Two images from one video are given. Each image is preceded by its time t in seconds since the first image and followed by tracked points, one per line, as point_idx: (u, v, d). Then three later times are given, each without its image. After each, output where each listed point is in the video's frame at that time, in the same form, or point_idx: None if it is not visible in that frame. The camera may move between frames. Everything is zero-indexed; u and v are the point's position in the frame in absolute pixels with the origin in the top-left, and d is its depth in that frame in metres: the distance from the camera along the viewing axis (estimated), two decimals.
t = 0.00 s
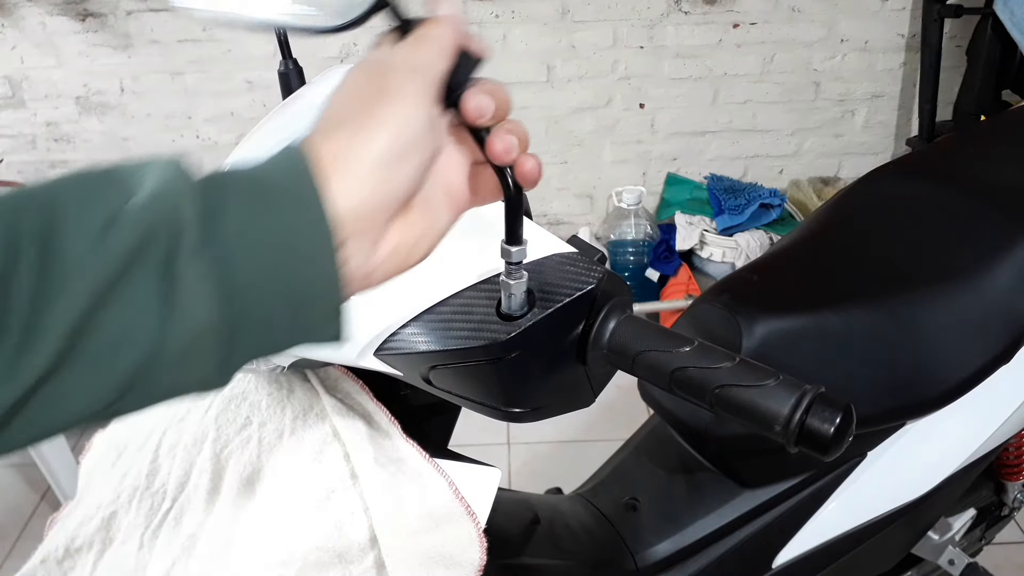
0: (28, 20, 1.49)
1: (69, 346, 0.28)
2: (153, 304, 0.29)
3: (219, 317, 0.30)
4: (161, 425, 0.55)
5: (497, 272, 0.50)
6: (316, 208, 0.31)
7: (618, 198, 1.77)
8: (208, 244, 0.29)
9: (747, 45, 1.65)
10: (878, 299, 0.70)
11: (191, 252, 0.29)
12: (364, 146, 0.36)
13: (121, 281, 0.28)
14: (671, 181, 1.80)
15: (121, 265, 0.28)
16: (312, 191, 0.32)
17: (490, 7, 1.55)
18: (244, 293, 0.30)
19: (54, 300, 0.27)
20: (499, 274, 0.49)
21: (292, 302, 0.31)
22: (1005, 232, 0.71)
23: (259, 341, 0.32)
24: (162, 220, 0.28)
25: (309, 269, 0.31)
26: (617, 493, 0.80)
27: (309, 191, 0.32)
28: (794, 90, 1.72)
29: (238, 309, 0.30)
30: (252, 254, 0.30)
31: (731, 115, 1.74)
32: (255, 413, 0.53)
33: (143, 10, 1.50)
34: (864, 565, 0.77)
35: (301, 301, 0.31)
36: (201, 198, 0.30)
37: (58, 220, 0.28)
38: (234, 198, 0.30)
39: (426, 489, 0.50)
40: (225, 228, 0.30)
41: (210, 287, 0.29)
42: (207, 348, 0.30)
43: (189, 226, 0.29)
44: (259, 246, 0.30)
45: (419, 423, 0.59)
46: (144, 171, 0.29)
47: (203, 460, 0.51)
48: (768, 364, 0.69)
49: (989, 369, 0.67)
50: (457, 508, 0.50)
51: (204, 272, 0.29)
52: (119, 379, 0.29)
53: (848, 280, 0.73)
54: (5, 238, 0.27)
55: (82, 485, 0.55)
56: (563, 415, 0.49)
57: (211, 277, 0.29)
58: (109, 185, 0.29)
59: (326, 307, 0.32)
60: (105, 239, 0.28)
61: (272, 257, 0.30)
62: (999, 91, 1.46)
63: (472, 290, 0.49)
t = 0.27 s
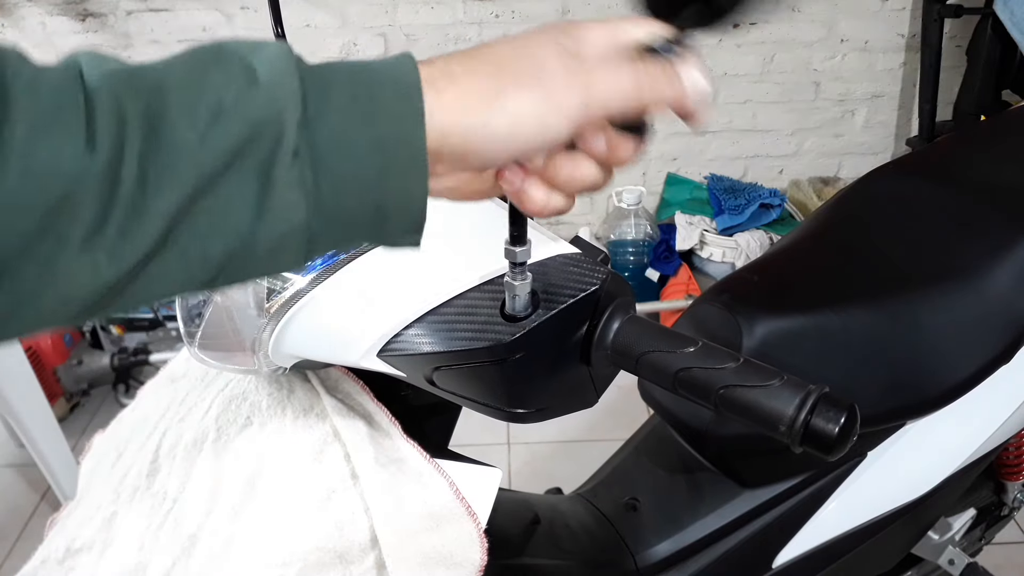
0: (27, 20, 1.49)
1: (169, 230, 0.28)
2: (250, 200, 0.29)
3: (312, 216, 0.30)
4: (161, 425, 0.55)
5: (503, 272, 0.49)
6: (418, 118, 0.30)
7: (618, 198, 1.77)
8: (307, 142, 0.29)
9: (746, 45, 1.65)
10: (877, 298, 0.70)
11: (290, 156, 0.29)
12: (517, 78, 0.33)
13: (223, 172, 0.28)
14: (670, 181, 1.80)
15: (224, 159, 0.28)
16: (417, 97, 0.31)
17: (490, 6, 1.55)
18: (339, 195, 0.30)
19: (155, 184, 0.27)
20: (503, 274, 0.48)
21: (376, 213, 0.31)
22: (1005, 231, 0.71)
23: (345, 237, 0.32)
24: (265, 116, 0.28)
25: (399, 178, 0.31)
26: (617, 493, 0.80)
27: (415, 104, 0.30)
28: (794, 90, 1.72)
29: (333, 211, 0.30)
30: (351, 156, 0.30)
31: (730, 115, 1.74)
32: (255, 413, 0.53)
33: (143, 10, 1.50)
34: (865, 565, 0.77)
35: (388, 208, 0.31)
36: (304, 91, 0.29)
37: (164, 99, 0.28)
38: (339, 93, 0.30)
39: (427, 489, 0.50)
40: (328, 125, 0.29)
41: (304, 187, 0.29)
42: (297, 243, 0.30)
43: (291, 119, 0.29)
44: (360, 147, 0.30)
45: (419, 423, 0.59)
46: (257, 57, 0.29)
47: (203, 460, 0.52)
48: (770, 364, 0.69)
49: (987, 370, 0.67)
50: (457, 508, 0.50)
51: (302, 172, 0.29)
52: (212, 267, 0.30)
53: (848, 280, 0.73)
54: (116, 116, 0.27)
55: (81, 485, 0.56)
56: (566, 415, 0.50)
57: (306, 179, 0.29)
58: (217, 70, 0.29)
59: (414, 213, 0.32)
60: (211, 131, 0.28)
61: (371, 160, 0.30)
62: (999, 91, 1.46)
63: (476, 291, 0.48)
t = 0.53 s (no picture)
0: (28, 20, 1.49)
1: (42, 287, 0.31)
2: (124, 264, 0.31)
3: (180, 290, 0.31)
4: (161, 425, 0.55)
5: (501, 273, 0.50)
6: (287, 194, 0.31)
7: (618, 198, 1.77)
8: (175, 222, 0.30)
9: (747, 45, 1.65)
10: (878, 298, 0.70)
11: (158, 235, 0.30)
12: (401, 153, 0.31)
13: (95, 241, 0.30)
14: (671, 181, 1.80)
15: (94, 234, 0.30)
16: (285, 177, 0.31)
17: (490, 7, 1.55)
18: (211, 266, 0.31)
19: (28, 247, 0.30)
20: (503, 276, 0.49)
21: (249, 287, 0.32)
22: (1005, 232, 0.71)
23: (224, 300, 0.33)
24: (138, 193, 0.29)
25: (264, 254, 0.31)
26: (617, 493, 0.80)
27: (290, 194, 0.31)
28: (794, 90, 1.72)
29: (200, 284, 0.32)
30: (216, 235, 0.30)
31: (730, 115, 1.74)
32: (255, 414, 0.53)
33: (143, 10, 1.50)
34: (864, 565, 0.77)
35: (259, 282, 0.32)
36: (180, 172, 0.30)
37: (36, 173, 0.30)
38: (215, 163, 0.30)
39: (427, 489, 0.50)
40: (196, 209, 0.30)
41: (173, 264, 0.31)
42: (169, 305, 0.32)
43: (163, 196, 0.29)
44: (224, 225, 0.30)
45: (419, 423, 0.59)
46: (140, 124, 0.30)
47: (202, 460, 0.52)
48: (768, 365, 0.69)
49: (987, 370, 0.67)
50: (457, 508, 0.49)
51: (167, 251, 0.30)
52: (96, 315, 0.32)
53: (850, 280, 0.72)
54: None
55: (81, 485, 0.56)
56: (565, 416, 0.49)
57: (176, 256, 0.31)
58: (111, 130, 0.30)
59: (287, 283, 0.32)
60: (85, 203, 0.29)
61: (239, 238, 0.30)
62: (999, 91, 1.46)
63: (476, 292, 0.49)
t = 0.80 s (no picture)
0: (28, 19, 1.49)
1: None
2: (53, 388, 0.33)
3: (110, 405, 0.35)
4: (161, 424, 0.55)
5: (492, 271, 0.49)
6: (219, 302, 0.36)
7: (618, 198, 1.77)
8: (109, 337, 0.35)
9: (747, 45, 1.65)
10: (877, 298, 0.70)
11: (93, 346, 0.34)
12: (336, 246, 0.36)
13: (11, 374, 0.32)
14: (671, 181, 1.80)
15: (18, 357, 0.32)
16: (214, 295, 0.37)
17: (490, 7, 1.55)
18: (133, 380, 0.36)
19: None
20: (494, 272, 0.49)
21: (187, 391, 0.36)
22: (1005, 232, 0.71)
23: (156, 429, 0.37)
24: (67, 315, 0.34)
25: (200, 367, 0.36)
26: (617, 493, 0.80)
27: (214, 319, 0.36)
28: (794, 90, 1.72)
29: (127, 395, 0.36)
30: (151, 347, 0.36)
31: (731, 115, 1.74)
32: (254, 414, 0.53)
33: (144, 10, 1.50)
34: (864, 566, 0.77)
35: (197, 387, 0.36)
36: (119, 287, 0.37)
37: None
38: (148, 287, 0.37)
39: (426, 488, 0.50)
40: (135, 317, 0.36)
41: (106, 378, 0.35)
42: (97, 434, 0.34)
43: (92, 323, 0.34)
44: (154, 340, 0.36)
45: (418, 422, 0.59)
46: (78, 264, 0.36)
47: (203, 460, 0.52)
48: (767, 364, 0.69)
49: (987, 370, 0.67)
50: (457, 508, 0.50)
51: (100, 366, 0.35)
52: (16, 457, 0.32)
53: (849, 280, 0.72)
54: None
55: (82, 484, 0.56)
56: (559, 414, 0.50)
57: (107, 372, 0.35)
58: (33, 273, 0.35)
59: (220, 402, 0.37)
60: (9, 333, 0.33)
61: (168, 349, 0.36)
62: (999, 91, 1.46)
63: (467, 290, 0.48)
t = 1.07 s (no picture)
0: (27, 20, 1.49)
1: None
2: (76, 389, 0.26)
3: (144, 404, 0.27)
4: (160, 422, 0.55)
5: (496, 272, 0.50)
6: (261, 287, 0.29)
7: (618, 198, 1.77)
8: (138, 328, 0.27)
9: (747, 45, 1.65)
10: (877, 298, 0.70)
11: (119, 340, 0.26)
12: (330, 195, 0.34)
13: (36, 370, 0.25)
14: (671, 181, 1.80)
15: (37, 355, 0.25)
16: (250, 267, 0.29)
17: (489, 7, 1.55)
18: (172, 378, 0.27)
19: None
20: (497, 274, 0.49)
21: (231, 394, 0.28)
22: (1005, 232, 0.71)
23: (195, 428, 0.29)
24: (82, 306, 0.26)
25: (237, 354, 0.28)
26: (617, 493, 0.80)
27: (250, 278, 0.29)
28: (794, 90, 1.72)
29: (163, 400, 0.27)
30: (189, 345, 0.27)
31: (730, 115, 1.74)
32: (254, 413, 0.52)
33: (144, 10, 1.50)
34: (864, 565, 0.77)
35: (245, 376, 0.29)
36: (135, 280, 0.27)
37: None
38: (178, 267, 0.28)
39: (427, 489, 0.50)
40: (160, 311, 0.27)
41: (134, 383, 0.26)
42: (127, 437, 0.27)
43: (113, 313, 0.26)
44: (190, 336, 0.27)
45: (418, 422, 0.59)
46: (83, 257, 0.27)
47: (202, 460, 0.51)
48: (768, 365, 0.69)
49: (987, 370, 0.67)
50: (457, 508, 0.50)
51: (127, 366, 0.26)
52: (29, 475, 0.26)
53: (849, 280, 0.72)
54: None
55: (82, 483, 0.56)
56: (561, 414, 0.50)
57: (135, 375, 0.27)
58: (39, 264, 0.27)
59: (266, 394, 0.29)
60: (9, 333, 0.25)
61: (207, 331, 0.27)
62: (999, 91, 1.46)
63: (469, 291, 0.49)
